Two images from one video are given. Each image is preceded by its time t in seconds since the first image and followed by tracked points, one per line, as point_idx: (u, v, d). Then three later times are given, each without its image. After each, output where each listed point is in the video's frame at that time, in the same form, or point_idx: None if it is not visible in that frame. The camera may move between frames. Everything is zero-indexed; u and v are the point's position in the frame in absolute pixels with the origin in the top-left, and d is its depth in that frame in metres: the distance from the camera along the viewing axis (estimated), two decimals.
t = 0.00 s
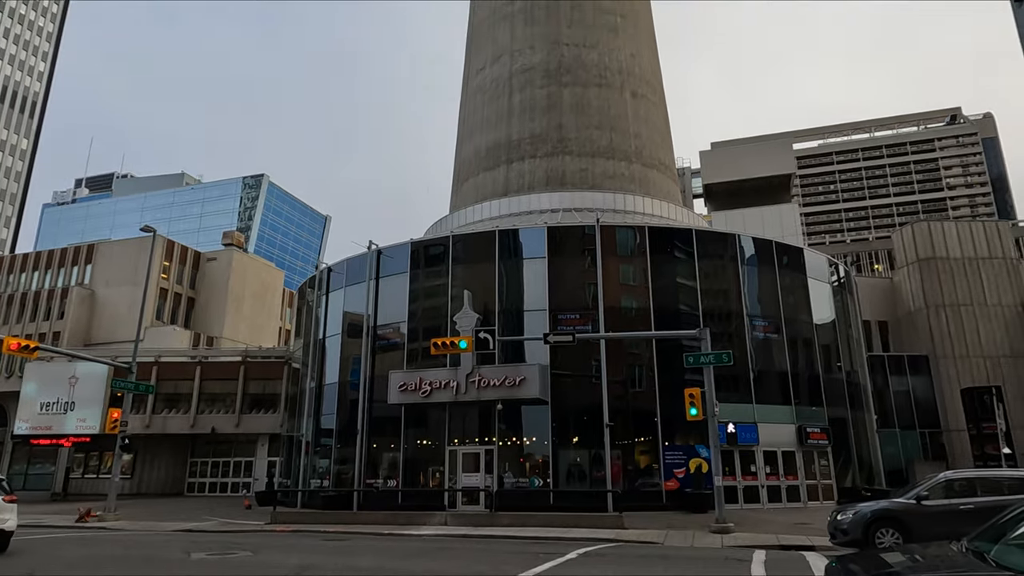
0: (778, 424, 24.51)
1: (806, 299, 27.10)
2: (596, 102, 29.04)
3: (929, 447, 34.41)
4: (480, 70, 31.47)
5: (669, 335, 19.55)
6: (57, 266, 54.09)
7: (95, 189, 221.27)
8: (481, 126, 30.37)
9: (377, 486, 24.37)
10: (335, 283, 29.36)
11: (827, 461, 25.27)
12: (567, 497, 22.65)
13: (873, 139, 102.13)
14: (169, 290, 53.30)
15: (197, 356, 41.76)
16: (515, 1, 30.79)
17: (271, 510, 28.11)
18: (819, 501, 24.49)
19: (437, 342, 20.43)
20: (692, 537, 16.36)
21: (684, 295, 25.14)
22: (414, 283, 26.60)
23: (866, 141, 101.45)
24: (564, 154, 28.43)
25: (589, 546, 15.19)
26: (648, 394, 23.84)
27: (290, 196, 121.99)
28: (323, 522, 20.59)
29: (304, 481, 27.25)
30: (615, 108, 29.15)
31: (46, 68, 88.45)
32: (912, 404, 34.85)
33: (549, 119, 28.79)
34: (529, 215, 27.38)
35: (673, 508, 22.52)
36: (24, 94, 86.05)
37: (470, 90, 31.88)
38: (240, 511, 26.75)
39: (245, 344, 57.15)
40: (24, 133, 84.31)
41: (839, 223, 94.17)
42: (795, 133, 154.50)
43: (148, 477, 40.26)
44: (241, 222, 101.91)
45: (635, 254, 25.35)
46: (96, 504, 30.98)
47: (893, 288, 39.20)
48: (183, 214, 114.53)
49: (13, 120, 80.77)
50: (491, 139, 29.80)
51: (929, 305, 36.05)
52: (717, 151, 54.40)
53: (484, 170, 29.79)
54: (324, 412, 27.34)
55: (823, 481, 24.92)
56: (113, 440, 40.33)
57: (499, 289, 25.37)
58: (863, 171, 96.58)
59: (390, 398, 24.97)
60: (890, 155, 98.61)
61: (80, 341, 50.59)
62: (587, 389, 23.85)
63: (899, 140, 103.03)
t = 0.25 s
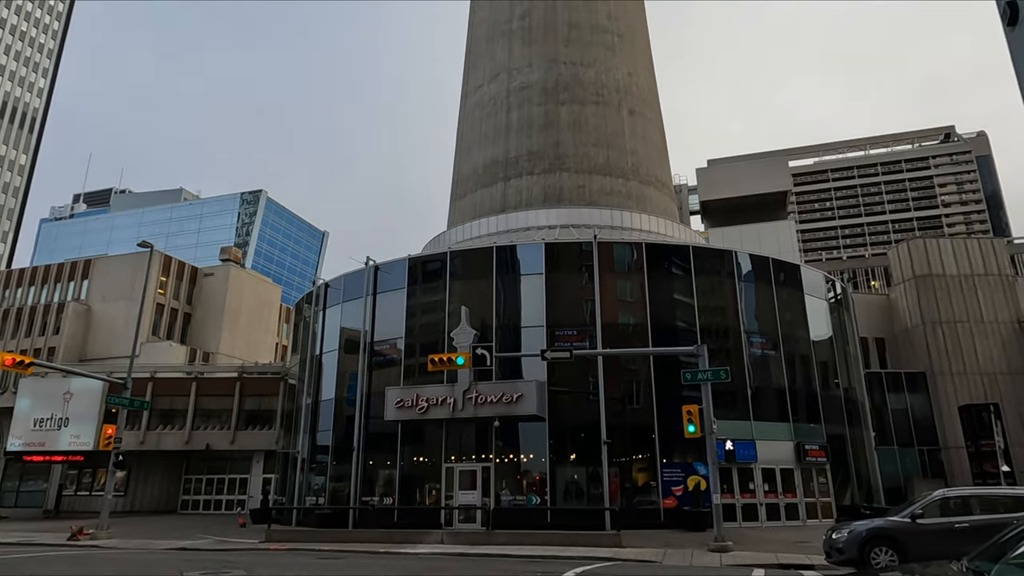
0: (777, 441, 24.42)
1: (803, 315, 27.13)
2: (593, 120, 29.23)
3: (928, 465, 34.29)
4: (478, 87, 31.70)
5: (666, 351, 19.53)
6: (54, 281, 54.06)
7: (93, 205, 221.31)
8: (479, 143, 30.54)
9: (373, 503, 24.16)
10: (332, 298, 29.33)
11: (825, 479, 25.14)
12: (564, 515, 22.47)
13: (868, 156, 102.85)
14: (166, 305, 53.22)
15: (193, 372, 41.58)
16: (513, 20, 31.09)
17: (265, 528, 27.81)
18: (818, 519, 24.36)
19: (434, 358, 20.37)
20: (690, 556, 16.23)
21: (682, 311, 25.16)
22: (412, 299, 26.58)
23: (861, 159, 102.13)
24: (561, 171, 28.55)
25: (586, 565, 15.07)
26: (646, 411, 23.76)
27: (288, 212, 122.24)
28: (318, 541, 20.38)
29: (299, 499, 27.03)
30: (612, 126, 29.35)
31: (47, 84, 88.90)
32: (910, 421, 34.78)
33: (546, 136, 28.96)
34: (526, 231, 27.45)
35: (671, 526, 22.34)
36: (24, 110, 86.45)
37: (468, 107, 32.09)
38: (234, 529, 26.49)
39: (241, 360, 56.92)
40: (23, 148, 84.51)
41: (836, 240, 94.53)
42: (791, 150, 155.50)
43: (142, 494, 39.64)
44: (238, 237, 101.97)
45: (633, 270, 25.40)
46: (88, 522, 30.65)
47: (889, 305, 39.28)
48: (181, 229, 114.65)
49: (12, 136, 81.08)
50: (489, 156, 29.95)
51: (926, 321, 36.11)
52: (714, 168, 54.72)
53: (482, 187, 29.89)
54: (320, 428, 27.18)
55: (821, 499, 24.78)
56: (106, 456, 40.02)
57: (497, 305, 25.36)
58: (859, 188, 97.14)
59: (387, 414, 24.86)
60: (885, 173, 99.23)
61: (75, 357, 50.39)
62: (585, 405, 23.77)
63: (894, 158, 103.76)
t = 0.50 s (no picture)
0: (775, 460, 24.29)
1: (801, 333, 27.14)
2: (590, 138, 29.43)
3: (927, 484, 34.14)
4: (476, 106, 31.93)
5: (664, 368, 19.48)
6: (50, 297, 53.89)
7: (91, 221, 220.97)
8: (477, 161, 30.69)
9: (369, 522, 23.92)
10: (330, 315, 29.28)
11: (825, 498, 24.99)
12: (562, 534, 22.27)
13: (864, 175, 103.50)
14: (163, 322, 53.11)
15: (189, 389, 41.38)
16: (511, 39, 31.36)
17: (260, 548, 27.47)
18: (818, 539, 24.19)
19: (432, 376, 20.29)
20: None
21: (680, 329, 25.16)
22: (409, 316, 26.55)
23: (857, 178, 102.78)
24: (559, 189, 28.68)
25: None
26: (644, 429, 23.65)
27: (286, 229, 122.24)
28: (313, 561, 20.16)
29: (294, 518, 26.75)
30: (609, 144, 29.55)
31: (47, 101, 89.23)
32: (909, 440, 34.67)
33: (544, 154, 29.13)
34: (524, 249, 27.53)
35: (670, 547, 22.08)
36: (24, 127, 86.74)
37: (466, 126, 32.30)
38: (228, 549, 26.18)
39: (238, 377, 56.63)
40: (22, 165, 84.60)
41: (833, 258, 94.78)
42: (788, 169, 156.41)
43: (136, 514, 39.26)
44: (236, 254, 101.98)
45: (630, 287, 25.43)
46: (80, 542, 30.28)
47: (886, 323, 39.33)
48: (179, 245, 114.69)
49: (12, 153, 81.29)
50: (487, 174, 30.10)
51: (923, 339, 36.16)
52: (711, 186, 54.96)
53: (480, 205, 29.99)
54: (316, 446, 27.00)
55: (821, 518, 24.60)
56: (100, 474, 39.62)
57: (494, 323, 25.34)
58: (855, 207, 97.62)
59: (384, 432, 24.76)
60: (881, 191, 99.80)
61: (70, 374, 50.10)
62: (583, 423, 23.67)
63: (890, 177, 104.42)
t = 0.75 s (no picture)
0: (774, 478, 24.16)
1: (798, 351, 27.14)
2: (588, 156, 29.61)
3: (927, 503, 33.96)
4: (474, 124, 32.14)
5: (661, 386, 19.42)
6: (47, 313, 53.73)
7: (88, 237, 220.88)
8: (476, 179, 30.83)
9: (364, 541, 23.69)
10: (327, 332, 29.24)
11: (825, 517, 24.80)
12: (560, 554, 22.05)
13: (860, 193, 104.10)
14: (159, 338, 52.96)
15: (185, 406, 41.15)
16: (509, 58, 31.62)
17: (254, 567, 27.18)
18: (818, 559, 23.90)
19: (429, 393, 20.21)
20: None
21: (677, 346, 25.14)
22: (407, 332, 26.49)
23: (853, 196, 103.34)
24: (557, 206, 28.78)
25: None
26: (642, 447, 23.54)
27: (284, 245, 122.22)
28: None
29: (289, 537, 26.48)
30: (607, 163, 29.72)
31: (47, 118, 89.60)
32: (908, 458, 34.56)
33: (542, 172, 29.28)
34: (522, 265, 27.58)
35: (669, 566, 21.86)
36: (23, 143, 87.05)
37: (464, 143, 32.48)
38: (222, 568, 25.92)
39: (234, 394, 56.32)
40: (21, 181, 84.79)
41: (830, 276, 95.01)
42: (784, 187, 157.09)
43: (130, 532, 38.80)
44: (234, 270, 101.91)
45: (628, 305, 25.45)
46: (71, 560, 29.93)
47: (884, 340, 39.36)
48: (177, 261, 114.70)
49: (11, 169, 81.50)
50: (485, 191, 30.22)
51: (921, 357, 36.19)
52: (708, 204, 55.21)
53: (478, 222, 30.08)
54: (312, 464, 26.82)
55: (821, 537, 24.37)
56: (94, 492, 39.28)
57: (492, 340, 25.30)
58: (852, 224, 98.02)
59: (381, 450, 24.62)
60: (877, 210, 100.28)
61: (65, 390, 49.86)
62: (581, 441, 23.56)
63: (885, 195, 104.99)
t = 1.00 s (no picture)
0: (773, 496, 24.02)
1: (796, 368, 27.12)
2: (585, 174, 29.76)
3: (927, 522, 33.76)
4: (473, 141, 32.33)
5: (659, 403, 19.35)
6: (42, 328, 53.56)
7: (85, 252, 220.15)
8: (474, 196, 30.94)
9: (360, 561, 23.43)
10: (324, 349, 29.17)
11: (824, 536, 24.60)
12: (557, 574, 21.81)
13: (855, 211, 104.65)
14: (155, 354, 52.79)
15: (180, 422, 40.89)
16: (507, 77, 31.87)
17: None
18: None
19: (426, 410, 20.11)
20: None
21: (675, 363, 25.10)
22: (404, 349, 26.43)
23: (849, 214, 103.85)
24: (555, 223, 28.86)
25: None
26: (640, 465, 23.41)
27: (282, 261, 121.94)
28: None
29: (284, 556, 26.20)
30: (604, 180, 29.87)
31: (47, 134, 89.82)
32: (907, 476, 34.43)
33: (540, 189, 29.40)
34: (520, 282, 27.61)
35: None
36: (23, 159, 87.30)
37: (463, 160, 32.64)
38: None
39: (230, 411, 55.98)
40: (20, 196, 84.79)
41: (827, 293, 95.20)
42: (781, 205, 157.84)
43: (122, 551, 38.32)
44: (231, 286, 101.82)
45: (626, 321, 25.44)
46: None
47: (881, 358, 39.36)
48: (174, 277, 114.57)
49: (10, 184, 81.63)
50: (483, 208, 30.32)
51: (918, 375, 36.19)
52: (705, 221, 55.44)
53: (476, 238, 30.14)
54: (308, 481, 26.62)
55: (821, 557, 24.03)
56: (86, 510, 38.88)
57: (489, 357, 25.24)
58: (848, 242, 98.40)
59: (377, 468, 24.47)
60: (873, 227, 100.73)
61: (60, 407, 49.54)
62: (578, 459, 23.44)
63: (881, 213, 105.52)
